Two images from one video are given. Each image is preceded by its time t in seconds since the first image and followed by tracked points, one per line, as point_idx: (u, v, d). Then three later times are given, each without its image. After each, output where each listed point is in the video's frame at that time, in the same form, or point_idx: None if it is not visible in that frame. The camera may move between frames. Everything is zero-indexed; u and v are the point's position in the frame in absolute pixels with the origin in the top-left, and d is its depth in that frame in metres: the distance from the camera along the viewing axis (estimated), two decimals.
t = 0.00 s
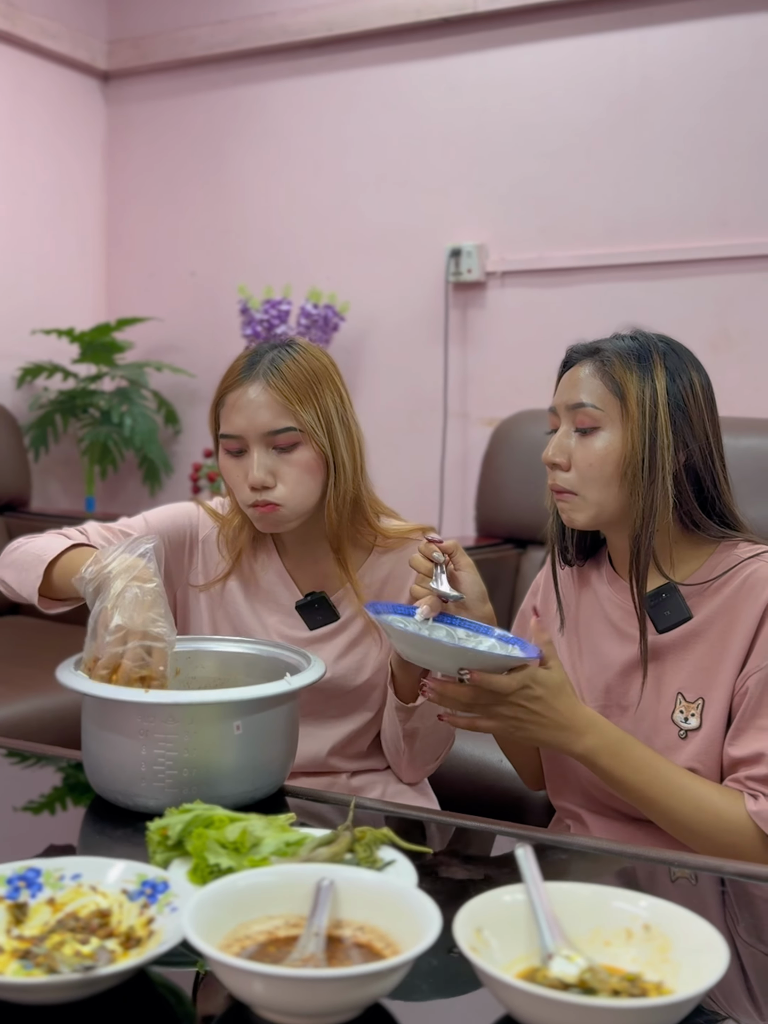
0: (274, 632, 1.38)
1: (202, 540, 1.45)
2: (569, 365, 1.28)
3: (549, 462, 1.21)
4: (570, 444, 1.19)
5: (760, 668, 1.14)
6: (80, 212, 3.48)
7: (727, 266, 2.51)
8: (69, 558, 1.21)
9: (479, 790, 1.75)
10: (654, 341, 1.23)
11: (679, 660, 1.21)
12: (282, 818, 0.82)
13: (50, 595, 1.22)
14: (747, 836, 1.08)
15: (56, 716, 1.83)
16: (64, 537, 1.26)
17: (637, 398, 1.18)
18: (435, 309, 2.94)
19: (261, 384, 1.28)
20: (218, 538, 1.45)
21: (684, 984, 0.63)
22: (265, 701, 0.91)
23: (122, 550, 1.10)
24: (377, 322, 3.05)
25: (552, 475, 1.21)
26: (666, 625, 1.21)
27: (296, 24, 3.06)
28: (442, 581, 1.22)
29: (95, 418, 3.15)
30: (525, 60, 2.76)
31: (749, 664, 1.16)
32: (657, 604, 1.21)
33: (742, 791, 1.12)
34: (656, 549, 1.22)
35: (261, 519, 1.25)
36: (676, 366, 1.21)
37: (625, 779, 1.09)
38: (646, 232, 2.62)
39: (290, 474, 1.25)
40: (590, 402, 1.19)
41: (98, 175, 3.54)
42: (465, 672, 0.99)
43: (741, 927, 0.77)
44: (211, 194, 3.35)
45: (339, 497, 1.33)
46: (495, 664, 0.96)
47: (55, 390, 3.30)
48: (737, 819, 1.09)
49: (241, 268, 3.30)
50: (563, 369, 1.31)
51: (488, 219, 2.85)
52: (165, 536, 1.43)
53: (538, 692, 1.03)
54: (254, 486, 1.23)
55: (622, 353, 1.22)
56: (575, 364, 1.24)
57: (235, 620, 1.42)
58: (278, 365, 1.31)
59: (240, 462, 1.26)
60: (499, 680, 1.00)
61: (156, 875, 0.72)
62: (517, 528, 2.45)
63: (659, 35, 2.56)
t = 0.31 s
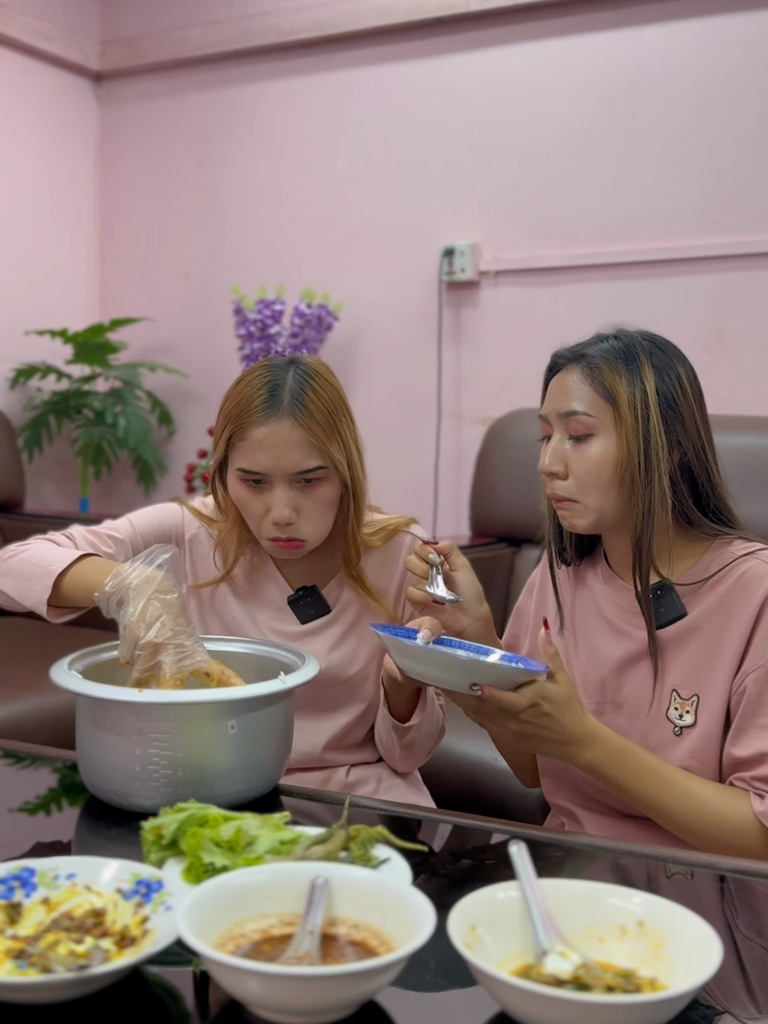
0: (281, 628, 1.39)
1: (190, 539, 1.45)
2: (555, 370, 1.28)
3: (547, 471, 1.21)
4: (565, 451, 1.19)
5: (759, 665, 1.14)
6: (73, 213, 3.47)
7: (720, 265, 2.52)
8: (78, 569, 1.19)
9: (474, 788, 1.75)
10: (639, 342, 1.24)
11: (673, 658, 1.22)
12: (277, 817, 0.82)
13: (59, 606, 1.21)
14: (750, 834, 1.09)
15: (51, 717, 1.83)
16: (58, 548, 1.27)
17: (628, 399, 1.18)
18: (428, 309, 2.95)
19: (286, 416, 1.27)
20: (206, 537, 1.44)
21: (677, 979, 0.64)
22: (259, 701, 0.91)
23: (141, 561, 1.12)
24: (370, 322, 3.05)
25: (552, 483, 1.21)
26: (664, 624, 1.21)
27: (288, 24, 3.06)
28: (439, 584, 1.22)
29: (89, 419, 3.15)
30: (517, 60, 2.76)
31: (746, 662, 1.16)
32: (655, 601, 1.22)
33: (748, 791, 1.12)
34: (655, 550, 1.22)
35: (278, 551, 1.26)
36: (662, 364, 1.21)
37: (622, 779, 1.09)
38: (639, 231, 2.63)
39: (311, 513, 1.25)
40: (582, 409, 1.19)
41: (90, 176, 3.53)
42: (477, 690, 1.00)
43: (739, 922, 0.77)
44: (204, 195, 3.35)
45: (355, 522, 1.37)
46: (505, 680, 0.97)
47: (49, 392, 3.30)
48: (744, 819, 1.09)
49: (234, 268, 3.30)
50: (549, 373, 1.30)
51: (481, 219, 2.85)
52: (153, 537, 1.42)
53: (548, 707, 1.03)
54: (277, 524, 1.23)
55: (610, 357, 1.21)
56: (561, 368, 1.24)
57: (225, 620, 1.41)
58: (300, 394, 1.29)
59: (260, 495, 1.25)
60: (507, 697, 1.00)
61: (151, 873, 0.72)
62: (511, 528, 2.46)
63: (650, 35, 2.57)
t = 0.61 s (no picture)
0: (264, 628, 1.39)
1: (157, 546, 1.44)
2: (543, 374, 1.26)
3: (550, 483, 1.19)
4: (568, 458, 1.18)
5: (757, 660, 1.15)
6: (67, 215, 3.47)
7: (712, 263, 2.53)
8: (45, 582, 1.19)
9: (470, 785, 1.76)
10: (628, 341, 1.24)
11: (670, 654, 1.22)
12: (275, 814, 0.83)
13: (25, 621, 1.21)
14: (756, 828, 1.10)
15: (47, 718, 1.83)
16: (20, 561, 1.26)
17: (628, 406, 1.18)
18: (423, 308, 2.95)
19: (304, 363, 1.36)
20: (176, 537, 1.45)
21: (674, 969, 0.65)
22: (258, 699, 0.92)
23: (105, 572, 1.13)
24: (365, 322, 3.06)
25: (556, 493, 1.20)
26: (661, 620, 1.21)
27: (282, 25, 3.06)
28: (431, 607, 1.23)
29: (84, 420, 3.16)
30: (510, 60, 2.77)
31: (743, 658, 1.17)
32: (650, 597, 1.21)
33: (755, 786, 1.13)
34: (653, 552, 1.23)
35: (288, 498, 1.31)
36: (653, 363, 1.22)
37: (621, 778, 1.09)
38: (631, 231, 2.64)
39: (322, 456, 1.33)
40: (581, 416, 1.18)
41: (84, 177, 3.54)
42: (493, 721, 0.96)
43: (739, 915, 0.78)
44: (198, 196, 3.35)
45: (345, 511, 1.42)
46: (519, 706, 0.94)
47: (43, 393, 3.30)
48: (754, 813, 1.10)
49: (228, 269, 3.30)
50: (534, 380, 1.29)
51: (474, 218, 2.86)
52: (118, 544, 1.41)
53: (565, 731, 1.01)
54: (295, 461, 1.30)
55: (604, 360, 1.21)
56: (552, 375, 1.23)
57: (201, 619, 1.40)
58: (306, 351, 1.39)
59: (272, 437, 1.32)
60: (528, 727, 0.97)
61: (151, 869, 0.72)
62: (506, 526, 2.47)
63: (642, 35, 2.58)
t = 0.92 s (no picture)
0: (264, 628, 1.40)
1: (147, 554, 1.43)
2: (542, 378, 1.26)
3: (558, 488, 1.18)
4: (575, 463, 1.18)
5: (756, 658, 1.17)
6: (62, 218, 3.48)
7: (704, 263, 2.54)
8: (37, 600, 1.20)
9: (467, 783, 1.77)
10: (629, 344, 1.24)
11: (668, 653, 1.24)
12: (279, 812, 0.84)
13: (16, 639, 1.22)
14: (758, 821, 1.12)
15: (45, 719, 1.84)
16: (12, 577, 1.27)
17: (637, 410, 1.18)
18: (417, 309, 2.97)
19: (271, 354, 1.33)
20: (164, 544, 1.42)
21: (673, 958, 0.66)
22: (252, 706, 0.92)
23: (97, 593, 1.13)
24: (359, 323, 3.07)
25: (563, 498, 1.19)
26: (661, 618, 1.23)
27: (274, 28, 3.07)
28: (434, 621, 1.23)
29: (80, 422, 3.16)
30: (502, 62, 2.79)
31: (741, 655, 1.19)
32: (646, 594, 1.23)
33: (757, 779, 1.15)
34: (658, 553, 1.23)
35: (265, 485, 1.27)
36: (652, 365, 1.23)
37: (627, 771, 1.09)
38: (624, 232, 2.65)
39: (299, 441, 1.30)
40: (586, 421, 1.18)
41: (78, 180, 3.54)
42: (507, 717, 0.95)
43: (739, 906, 0.80)
44: (191, 198, 3.36)
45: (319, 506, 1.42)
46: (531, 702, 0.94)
47: (39, 396, 3.30)
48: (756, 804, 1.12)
49: (223, 271, 3.31)
50: (531, 383, 1.29)
51: (468, 219, 2.88)
52: (107, 554, 1.40)
53: (577, 720, 1.02)
54: (267, 447, 1.27)
55: (609, 364, 1.21)
56: (553, 379, 1.22)
57: (184, 627, 1.39)
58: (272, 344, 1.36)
59: (243, 425, 1.29)
60: (541, 720, 0.97)
61: (159, 866, 0.73)
62: (501, 525, 2.48)
63: (634, 37, 2.60)
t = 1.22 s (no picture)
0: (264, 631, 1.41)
1: (142, 555, 1.43)
2: (538, 382, 1.26)
3: (559, 493, 1.19)
4: (575, 469, 1.19)
5: (755, 657, 1.19)
6: (55, 222, 3.48)
7: (695, 265, 2.56)
8: (29, 601, 1.21)
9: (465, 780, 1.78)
10: (622, 348, 1.25)
11: (669, 653, 1.26)
12: (281, 811, 0.85)
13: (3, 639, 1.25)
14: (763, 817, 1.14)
15: (43, 721, 1.85)
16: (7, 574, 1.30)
17: (636, 415, 1.19)
18: (410, 310, 2.98)
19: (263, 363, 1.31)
20: (157, 552, 1.42)
21: (669, 949, 0.67)
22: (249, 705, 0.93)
23: (92, 595, 1.14)
24: (353, 325, 3.08)
25: (564, 504, 1.20)
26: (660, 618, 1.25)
27: (266, 32, 3.08)
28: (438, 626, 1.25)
29: (75, 425, 3.17)
30: (494, 65, 2.80)
31: (741, 654, 1.21)
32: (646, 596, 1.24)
33: (759, 774, 1.16)
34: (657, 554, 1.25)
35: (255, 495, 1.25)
36: (647, 369, 1.24)
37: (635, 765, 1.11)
38: (615, 233, 2.67)
39: (291, 451, 1.27)
40: (585, 426, 1.19)
41: (71, 184, 3.55)
42: (511, 705, 0.98)
43: (741, 900, 0.81)
44: (185, 202, 3.36)
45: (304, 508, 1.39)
46: (539, 694, 0.97)
47: (34, 399, 3.31)
48: (760, 800, 1.14)
49: (217, 274, 3.32)
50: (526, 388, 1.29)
51: (461, 222, 2.89)
52: (102, 553, 1.42)
53: (584, 716, 1.04)
54: (259, 458, 1.24)
55: (605, 370, 1.22)
56: (550, 385, 1.23)
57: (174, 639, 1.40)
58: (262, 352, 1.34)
59: (234, 435, 1.26)
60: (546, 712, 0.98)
61: (164, 864, 0.74)
62: (495, 525, 2.50)
63: (624, 40, 2.61)
